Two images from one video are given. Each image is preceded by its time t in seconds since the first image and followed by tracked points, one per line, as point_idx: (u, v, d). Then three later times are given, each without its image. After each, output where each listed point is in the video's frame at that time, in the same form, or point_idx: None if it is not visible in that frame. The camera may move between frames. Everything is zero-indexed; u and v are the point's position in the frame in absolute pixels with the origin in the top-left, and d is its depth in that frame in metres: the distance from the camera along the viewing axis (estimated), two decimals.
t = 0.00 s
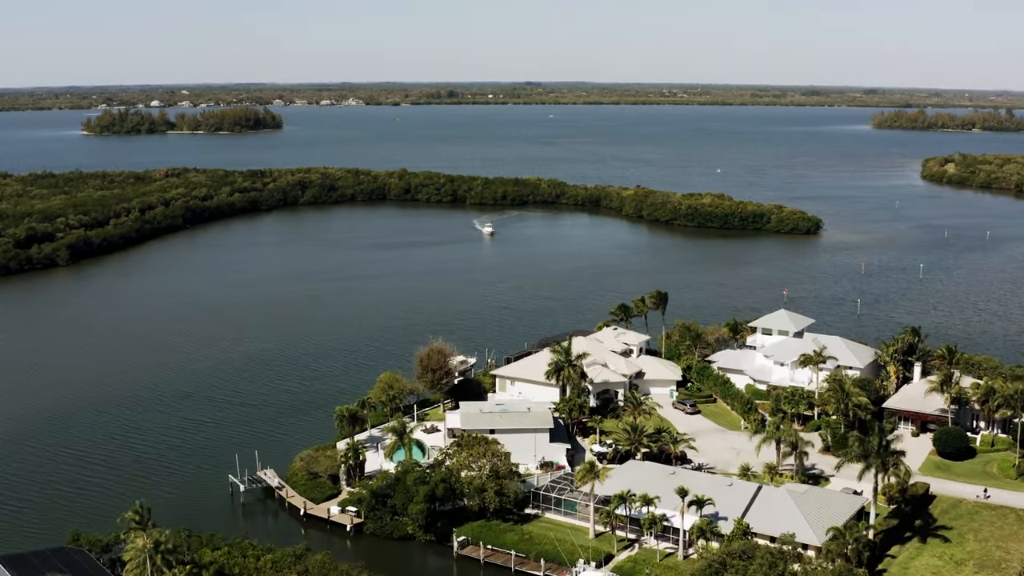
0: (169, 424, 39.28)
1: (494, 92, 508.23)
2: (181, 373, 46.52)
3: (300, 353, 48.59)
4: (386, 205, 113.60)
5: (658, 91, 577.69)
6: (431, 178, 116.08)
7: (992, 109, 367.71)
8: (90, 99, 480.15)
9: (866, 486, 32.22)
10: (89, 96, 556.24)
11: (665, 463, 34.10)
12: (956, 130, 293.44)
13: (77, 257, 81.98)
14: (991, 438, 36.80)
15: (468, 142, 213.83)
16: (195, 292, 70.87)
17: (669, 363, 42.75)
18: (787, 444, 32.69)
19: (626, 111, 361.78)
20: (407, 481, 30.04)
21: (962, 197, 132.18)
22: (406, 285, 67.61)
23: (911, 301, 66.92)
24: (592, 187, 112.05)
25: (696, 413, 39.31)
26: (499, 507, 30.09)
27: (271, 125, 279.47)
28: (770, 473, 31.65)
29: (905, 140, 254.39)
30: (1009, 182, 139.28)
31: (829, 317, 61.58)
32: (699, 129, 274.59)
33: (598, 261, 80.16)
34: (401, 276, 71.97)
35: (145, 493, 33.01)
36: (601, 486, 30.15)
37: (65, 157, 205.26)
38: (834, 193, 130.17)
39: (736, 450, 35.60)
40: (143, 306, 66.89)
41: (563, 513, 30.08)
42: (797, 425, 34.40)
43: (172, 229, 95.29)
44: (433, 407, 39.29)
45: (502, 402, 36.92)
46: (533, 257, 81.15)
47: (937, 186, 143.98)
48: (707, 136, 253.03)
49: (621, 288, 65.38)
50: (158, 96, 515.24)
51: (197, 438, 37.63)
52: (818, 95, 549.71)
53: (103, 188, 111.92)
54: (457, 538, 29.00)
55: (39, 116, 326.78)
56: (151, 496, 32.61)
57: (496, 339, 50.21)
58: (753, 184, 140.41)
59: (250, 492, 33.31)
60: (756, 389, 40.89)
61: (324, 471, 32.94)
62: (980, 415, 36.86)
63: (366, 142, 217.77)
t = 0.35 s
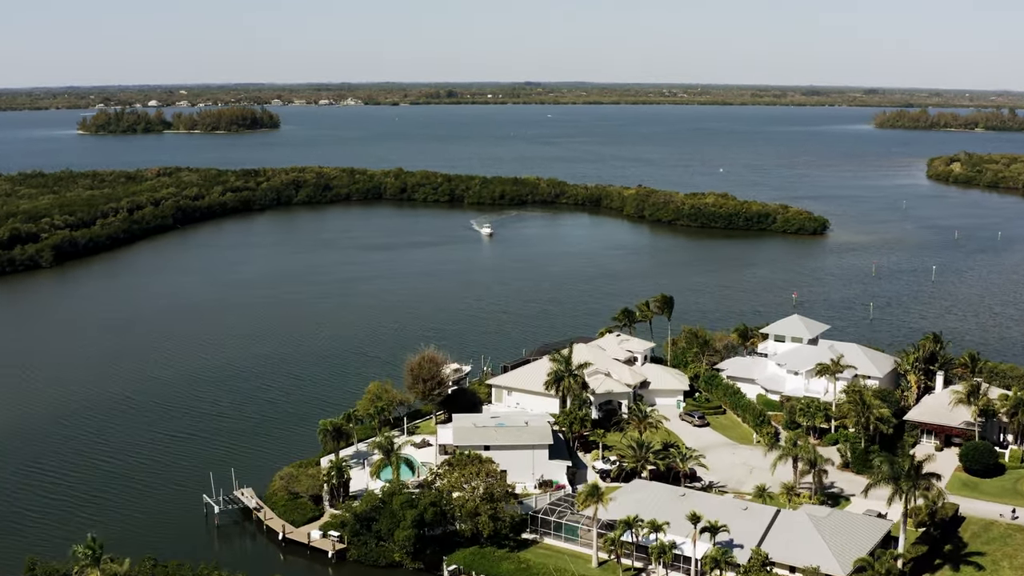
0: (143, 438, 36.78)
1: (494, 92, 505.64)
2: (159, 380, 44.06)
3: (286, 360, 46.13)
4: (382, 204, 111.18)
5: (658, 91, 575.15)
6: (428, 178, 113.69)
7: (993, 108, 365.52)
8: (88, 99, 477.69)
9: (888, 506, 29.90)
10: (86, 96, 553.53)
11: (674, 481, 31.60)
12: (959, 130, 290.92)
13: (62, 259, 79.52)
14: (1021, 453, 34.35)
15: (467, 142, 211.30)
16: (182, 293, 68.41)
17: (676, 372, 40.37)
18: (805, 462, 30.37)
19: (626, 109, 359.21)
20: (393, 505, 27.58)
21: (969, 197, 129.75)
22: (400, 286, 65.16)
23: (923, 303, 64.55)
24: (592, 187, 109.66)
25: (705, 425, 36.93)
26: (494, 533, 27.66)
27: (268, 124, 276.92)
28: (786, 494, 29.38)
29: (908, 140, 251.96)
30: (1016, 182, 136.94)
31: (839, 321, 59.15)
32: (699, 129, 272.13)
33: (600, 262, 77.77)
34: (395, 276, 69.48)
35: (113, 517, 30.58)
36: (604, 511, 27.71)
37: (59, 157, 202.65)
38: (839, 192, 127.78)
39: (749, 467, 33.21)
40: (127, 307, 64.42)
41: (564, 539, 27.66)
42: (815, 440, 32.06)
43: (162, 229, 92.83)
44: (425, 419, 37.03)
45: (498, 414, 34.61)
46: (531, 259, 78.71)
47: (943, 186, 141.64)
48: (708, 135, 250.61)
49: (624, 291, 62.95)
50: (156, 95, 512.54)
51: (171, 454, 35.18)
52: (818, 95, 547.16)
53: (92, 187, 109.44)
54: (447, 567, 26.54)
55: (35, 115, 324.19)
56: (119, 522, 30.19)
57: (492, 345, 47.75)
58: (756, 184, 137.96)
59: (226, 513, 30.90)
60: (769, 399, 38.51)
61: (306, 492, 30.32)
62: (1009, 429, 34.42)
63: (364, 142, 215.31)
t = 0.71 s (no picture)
0: (116, 453, 34.63)
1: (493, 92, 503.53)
2: (139, 389, 41.92)
3: (272, 369, 44.02)
4: (378, 204, 109.07)
5: (658, 90, 572.97)
6: (425, 177, 111.59)
7: (994, 108, 363.37)
8: (86, 99, 475.07)
9: (913, 527, 27.93)
10: (84, 95, 551.21)
11: (683, 501, 29.54)
12: (962, 130, 288.73)
13: (48, 260, 77.40)
14: None
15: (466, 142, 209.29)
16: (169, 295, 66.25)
17: (683, 380, 38.25)
18: (824, 480, 28.28)
19: (626, 109, 356.97)
20: (380, 529, 25.32)
21: (975, 197, 127.67)
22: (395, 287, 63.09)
23: (936, 306, 62.47)
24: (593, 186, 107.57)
25: (714, 438, 34.87)
26: (489, 558, 25.54)
27: (265, 123, 274.61)
28: (805, 515, 27.37)
29: (910, 139, 249.88)
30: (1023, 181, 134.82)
31: (849, 324, 57.11)
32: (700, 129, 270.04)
33: (600, 263, 75.73)
34: (390, 278, 67.41)
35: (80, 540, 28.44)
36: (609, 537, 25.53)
37: (54, 157, 200.44)
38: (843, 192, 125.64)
39: (763, 483, 31.20)
40: (111, 309, 62.25)
41: (565, 566, 25.61)
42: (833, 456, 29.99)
43: (152, 230, 90.69)
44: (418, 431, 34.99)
45: (495, 427, 32.42)
46: (530, 260, 76.65)
47: (949, 185, 139.54)
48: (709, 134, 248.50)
49: (626, 294, 60.89)
50: (154, 95, 510.16)
51: (145, 470, 33.04)
52: (818, 95, 544.98)
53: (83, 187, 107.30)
54: None
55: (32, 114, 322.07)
56: (86, 545, 28.07)
57: (489, 352, 45.68)
58: (760, 183, 135.83)
59: (202, 535, 28.76)
60: (782, 410, 36.40)
61: (288, 513, 28.10)
62: None
63: (362, 141, 213.26)
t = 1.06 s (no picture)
0: (89, 467, 32.55)
1: (493, 93, 501.43)
2: (117, 397, 39.86)
3: (258, 376, 41.97)
4: (375, 204, 107.06)
5: (659, 91, 570.63)
6: (424, 177, 109.58)
7: (996, 108, 361.06)
8: (85, 100, 472.86)
9: (943, 550, 25.84)
10: (83, 96, 549.23)
11: (695, 521, 27.50)
12: (965, 130, 286.53)
13: (35, 261, 75.37)
14: None
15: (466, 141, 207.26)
16: (157, 296, 64.23)
17: (692, 389, 36.16)
18: (846, 499, 26.29)
19: (627, 109, 354.75)
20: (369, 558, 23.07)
21: (982, 196, 125.53)
22: (390, 289, 61.01)
23: (950, 309, 60.38)
24: (594, 185, 105.54)
25: (726, 451, 32.77)
26: None
27: (264, 123, 272.63)
28: (827, 539, 25.34)
29: (914, 139, 247.72)
30: None
31: (861, 328, 55.01)
32: (702, 128, 267.88)
33: (602, 265, 73.75)
34: (386, 279, 65.29)
35: (46, 564, 26.44)
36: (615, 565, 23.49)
37: (49, 156, 198.34)
38: (849, 192, 123.50)
39: (779, 501, 29.07)
40: (96, 310, 60.13)
41: None
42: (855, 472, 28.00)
43: (143, 230, 88.62)
44: (411, 445, 32.98)
45: (493, 440, 30.38)
46: (530, 262, 74.58)
47: (955, 185, 137.37)
48: (710, 134, 246.38)
49: (629, 297, 58.78)
50: (152, 95, 508.01)
51: (120, 486, 30.97)
52: (819, 95, 542.59)
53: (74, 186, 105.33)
54: None
55: (30, 114, 320.10)
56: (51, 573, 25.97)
57: (487, 359, 43.58)
58: (764, 183, 133.71)
59: (177, 559, 26.68)
60: (797, 422, 34.28)
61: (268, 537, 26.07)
62: None
63: (360, 141, 211.23)
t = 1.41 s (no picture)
0: (58, 489, 30.48)
1: (493, 92, 498.72)
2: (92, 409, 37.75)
3: (241, 384, 39.85)
4: (371, 203, 104.77)
5: (659, 90, 568.12)
6: (421, 175, 107.33)
7: (997, 108, 358.93)
8: (82, 99, 469.98)
9: None
10: (80, 95, 546.14)
11: (710, 547, 25.24)
12: (967, 129, 284.17)
13: (19, 262, 73.05)
14: None
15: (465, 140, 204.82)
16: (143, 297, 61.97)
17: (703, 400, 33.91)
18: (878, 524, 24.02)
19: (627, 109, 352.31)
20: None
21: (989, 195, 123.30)
22: (385, 291, 58.72)
23: (967, 311, 58.11)
24: (595, 184, 103.25)
25: (740, 467, 30.49)
26: None
27: (261, 122, 270.03)
28: (858, 568, 23.06)
29: (917, 138, 245.43)
30: None
31: (876, 332, 52.77)
32: (703, 127, 265.38)
33: (604, 266, 71.47)
34: (381, 280, 63.02)
35: None
36: None
37: (43, 155, 195.72)
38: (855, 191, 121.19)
39: (800, 523, 26.84)
40: (78, 311, 57.84)
41: None
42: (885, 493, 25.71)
43: (132, 230, 86.29)
44: (402, 459, 30.80)
45: (489, 456, 28.14)
46: (530, 263, 72.31)
47: (962, 185, 135.03)
48: (712, 134, 244.04)
49: (633, 301, 56.47)
50: (150, 94, 504.96)
51: (88, 509, 28.92)
52: (820, 95, 540.16)
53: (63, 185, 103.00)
54: None
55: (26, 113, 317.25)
56: None
57: (485, 367, 41.29)
58: (768, 182, 131.40)
59: None
60: (816, 435, 31.99)
61: (243, 565, 23.72)
62: None
63: (358, 140, 208.73)
